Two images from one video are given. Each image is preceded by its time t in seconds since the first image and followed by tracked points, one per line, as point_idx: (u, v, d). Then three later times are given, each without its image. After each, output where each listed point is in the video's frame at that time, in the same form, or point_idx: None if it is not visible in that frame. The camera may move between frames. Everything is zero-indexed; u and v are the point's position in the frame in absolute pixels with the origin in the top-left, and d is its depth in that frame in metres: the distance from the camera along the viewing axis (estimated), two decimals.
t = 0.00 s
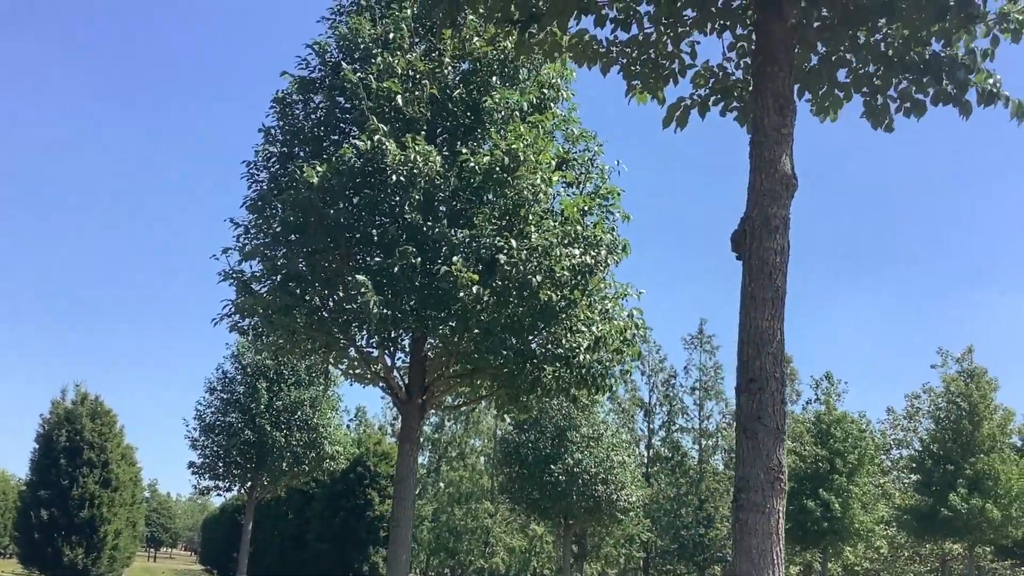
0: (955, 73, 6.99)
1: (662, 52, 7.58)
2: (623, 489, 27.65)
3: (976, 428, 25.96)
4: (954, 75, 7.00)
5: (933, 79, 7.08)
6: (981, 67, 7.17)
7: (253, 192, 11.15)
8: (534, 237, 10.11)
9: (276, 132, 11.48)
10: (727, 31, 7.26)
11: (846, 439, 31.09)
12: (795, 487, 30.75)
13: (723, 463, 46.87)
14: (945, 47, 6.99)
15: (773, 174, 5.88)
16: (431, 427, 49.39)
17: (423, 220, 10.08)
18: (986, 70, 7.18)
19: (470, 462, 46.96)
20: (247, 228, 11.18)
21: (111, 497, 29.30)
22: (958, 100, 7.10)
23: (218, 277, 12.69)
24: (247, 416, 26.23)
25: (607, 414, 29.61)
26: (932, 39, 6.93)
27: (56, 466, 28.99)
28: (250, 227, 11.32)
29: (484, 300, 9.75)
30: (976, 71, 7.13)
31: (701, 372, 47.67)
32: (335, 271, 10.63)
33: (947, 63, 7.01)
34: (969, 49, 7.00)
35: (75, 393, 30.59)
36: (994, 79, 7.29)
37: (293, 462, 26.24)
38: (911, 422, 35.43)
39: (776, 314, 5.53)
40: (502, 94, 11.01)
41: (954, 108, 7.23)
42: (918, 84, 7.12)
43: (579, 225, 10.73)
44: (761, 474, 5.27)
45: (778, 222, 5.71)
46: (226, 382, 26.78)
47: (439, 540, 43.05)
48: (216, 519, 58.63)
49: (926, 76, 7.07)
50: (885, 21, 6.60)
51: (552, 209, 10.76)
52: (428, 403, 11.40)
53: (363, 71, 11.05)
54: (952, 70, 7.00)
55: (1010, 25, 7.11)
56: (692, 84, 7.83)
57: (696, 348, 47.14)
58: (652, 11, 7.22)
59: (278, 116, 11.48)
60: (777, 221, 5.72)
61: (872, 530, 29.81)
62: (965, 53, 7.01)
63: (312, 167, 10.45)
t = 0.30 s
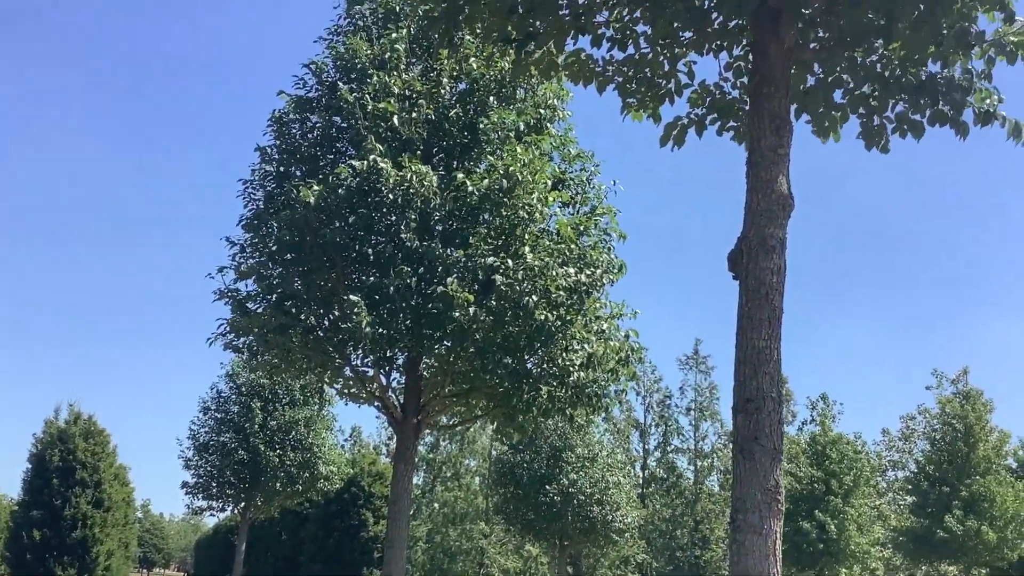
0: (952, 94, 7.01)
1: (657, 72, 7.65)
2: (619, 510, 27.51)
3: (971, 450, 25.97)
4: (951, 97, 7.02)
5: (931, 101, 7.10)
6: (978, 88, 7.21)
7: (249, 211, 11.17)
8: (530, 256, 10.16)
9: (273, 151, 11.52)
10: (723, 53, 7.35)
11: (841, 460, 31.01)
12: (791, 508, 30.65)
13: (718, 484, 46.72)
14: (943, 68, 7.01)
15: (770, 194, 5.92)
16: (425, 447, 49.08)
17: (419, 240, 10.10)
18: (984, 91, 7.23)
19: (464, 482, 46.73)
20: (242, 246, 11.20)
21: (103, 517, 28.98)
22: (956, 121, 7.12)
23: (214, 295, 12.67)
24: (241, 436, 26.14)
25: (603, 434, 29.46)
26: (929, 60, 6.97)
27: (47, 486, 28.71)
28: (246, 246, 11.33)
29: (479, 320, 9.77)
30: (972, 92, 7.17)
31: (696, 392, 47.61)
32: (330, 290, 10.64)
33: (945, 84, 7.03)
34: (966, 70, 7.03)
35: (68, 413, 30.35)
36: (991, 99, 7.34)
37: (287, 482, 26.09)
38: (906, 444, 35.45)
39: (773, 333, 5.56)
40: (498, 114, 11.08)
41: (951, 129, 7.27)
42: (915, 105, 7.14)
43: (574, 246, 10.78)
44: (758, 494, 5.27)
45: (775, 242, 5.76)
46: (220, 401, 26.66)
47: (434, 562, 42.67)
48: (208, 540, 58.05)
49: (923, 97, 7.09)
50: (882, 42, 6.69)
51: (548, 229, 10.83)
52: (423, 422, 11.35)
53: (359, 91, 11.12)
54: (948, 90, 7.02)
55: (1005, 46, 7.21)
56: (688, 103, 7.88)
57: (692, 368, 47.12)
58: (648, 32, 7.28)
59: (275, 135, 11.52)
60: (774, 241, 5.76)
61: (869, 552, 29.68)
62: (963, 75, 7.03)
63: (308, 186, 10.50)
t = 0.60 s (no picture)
0: (948, 116, 6.96)
1: (654, 93, 7.72)
2: (616, 530, 27.36)
3: (970, 470, 25.89)
4: (949, 119, 6.96)
5: (928, 122, 7.04)
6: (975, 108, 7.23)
7: (247, 230, 11.22)
8: (527, 277, 10.21)
9: (271, 171, 11.58)
10: (719, 74, 7.41)
11: (839, 480, 30.89)
12: (789, 529, 30.51)
13: (716, 504, 46.52)
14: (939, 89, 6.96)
15: (765, 215, 5.97)
16: (423, 466, 48.83)
17: (416, 260, 10.15)
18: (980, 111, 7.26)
19: (462, 502, 46.50)
20: (240, 266, 11.24)
21: (100, 537, 28.81)
22: (953, 143, 7.08)
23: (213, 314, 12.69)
24: (238, 455, 26.06)
25: (600, 453, 29.37)
26: (924, 81, 6.94)
27: (44, 505, 28.52)
28: (243, 265, 11.36)
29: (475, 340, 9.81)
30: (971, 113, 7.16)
31: (694, 412, 47.52)
32: (327, 309, 10.66)
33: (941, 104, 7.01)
34: (961, 91, 6.99)
35: (65, 432, 30.19)
36: (988, 119, 7.34)
37: (283, 502, 25.97)
38: (905, 464, 35.34)
39: (769, 352, 5.58)
40: (496, 135, 11.16)
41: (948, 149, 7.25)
42: (911, 126, 7.12)
43: (571, 266, 10.83)
44: (754, 513, 5.28)
45: (770, 262, 5.80)
46: (217, 420, 26.58)
47: None
48: (203, 561, 57.56)
49: (920, 117, 7.06)
50: (878, 62, 6.77)
51: (545, 248, 10.88)
52: (420, 441, 11.36)
53: (357, 111, 11.20)
54: (945, 111, 6.97)
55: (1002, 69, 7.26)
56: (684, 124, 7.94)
57: (690, 388, 47.06)
58: (645, 53, 7.36)
59: (273, 154, 11.59)
60: (769, 261, 5.80)
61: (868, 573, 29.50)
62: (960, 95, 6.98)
63: (306, 205, 10.55)
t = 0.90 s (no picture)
0: (941, 136, 7.05)
1: (651, 112, 7.81)
2: (615, 547, 27.25)
3: (968, 487, 25.87)
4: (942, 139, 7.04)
5: (920, 142, 7.13)
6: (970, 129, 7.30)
7: (247, 247, 11.29)
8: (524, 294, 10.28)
9: (270, 189, 11.66)
10: (714, 95, 7.50)
11: (838, 497, 30.79)
12: (788, 546, 30.40)
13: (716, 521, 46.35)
14: (932, 110, 7.04)
15: (761, 234, 6.03)
16: (422, 483, 48.66)
17: (414, 278, 10.22)
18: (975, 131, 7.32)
19: (461, 518, 46.34)
20: (240, 283, 11.30)
21: (97, 554, 28.68)
22: (946, 164, 7.16)
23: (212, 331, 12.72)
24: (237, 471, 26.01)
25: (599, 469, 29.32)
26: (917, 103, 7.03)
27: (42, 522, 28.41)
28: (242, 282, 11.42)
29: (474, 356, 9.87)
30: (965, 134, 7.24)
31: (693, 428, 47.47)
32: (326, 326, 10.71)
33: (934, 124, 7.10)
34: (954, 112, 7.07)
35: (64, 448, 30.11)
36: (982, 140, 7.41)
37: (282, 519, 25.87)
38: (903, 480, 35.29)
39: (763, 370, 5.64)
40: (493, 153, 11.26)
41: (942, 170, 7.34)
42: (903, 147, 7.22)
43: (568, 283, 10.90)
44: (749, 531, 5.31)
45: (764, 282, 5.86)
46: (216, 437, 26.54)
47: None
48: None
49: (912, 138, 7.16)
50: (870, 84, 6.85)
51: (542, 266, 10.97)
52: (419, 458, 11.41)
53: (356, 130, 11.30)
54: (938, 132, 7.06)
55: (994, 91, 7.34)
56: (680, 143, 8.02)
57: (689, 404, 47.03)
58: (641, 74, 7.46)
59: (273, 172, 11.68)
60: (764, 281, 5.86)
61: None
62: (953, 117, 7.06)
63: (305, 223, 10.63)
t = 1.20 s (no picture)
0: (932, 156, 7.14)
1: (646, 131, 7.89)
2: (613, 562, 27.16)
3: (967, 502, 25.86)
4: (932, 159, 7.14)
5: (911, 162, 7.23)
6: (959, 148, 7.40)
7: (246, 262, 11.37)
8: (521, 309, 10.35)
9: (270, 205, 11.75)
10: (707, 114, 7.59)
11: (837, 512, 30.70)
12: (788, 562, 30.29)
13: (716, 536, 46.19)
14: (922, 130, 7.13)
15: (753, 253, 6.10)
16: (421, 498, 48.47)
17: (412, 293, 10.29)
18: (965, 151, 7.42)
19: (460, 533, 46.14)
20: (240, 298, 11.37)
21: (95, 569, 28.55)
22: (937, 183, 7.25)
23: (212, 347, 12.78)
24: (235, 486, 25.98)
25: (597, 484, 29.29)
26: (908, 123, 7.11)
27: (40, 537, 28.31)
28: (242, 297, 11.49)
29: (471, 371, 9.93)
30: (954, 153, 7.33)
31: (692, 443, 47.42)
32: (324, 342, 10.75)
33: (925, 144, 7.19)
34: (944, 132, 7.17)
35: (63, 462, 30.05)
36: (972, 158, 7.51)
37: (280, 533, 25.79)
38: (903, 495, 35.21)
39: (755, 387, 5.70)
40: (490, 170, 11.36)
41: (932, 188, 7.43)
42: (894, 166, 7.31)
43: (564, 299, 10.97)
44: (741, 547, 5.35)
45: (757, 300, 5.93)
46: (214, 451, 26.54)
47: None
48: None
49: (904, 157, 7.25)
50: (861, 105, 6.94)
51: (539, 282, 11.08)
52: (417, 473, 11.45)
53: (354, 146, 11.40)
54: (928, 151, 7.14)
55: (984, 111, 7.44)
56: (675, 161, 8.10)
57: (688, 419, 47.01)
58: (636, 93, 7.56)
59: (273, 189, 11.77)
60: (756, 299, 5.93)
61: None
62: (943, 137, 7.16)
63: (304, 238, 10.71)
